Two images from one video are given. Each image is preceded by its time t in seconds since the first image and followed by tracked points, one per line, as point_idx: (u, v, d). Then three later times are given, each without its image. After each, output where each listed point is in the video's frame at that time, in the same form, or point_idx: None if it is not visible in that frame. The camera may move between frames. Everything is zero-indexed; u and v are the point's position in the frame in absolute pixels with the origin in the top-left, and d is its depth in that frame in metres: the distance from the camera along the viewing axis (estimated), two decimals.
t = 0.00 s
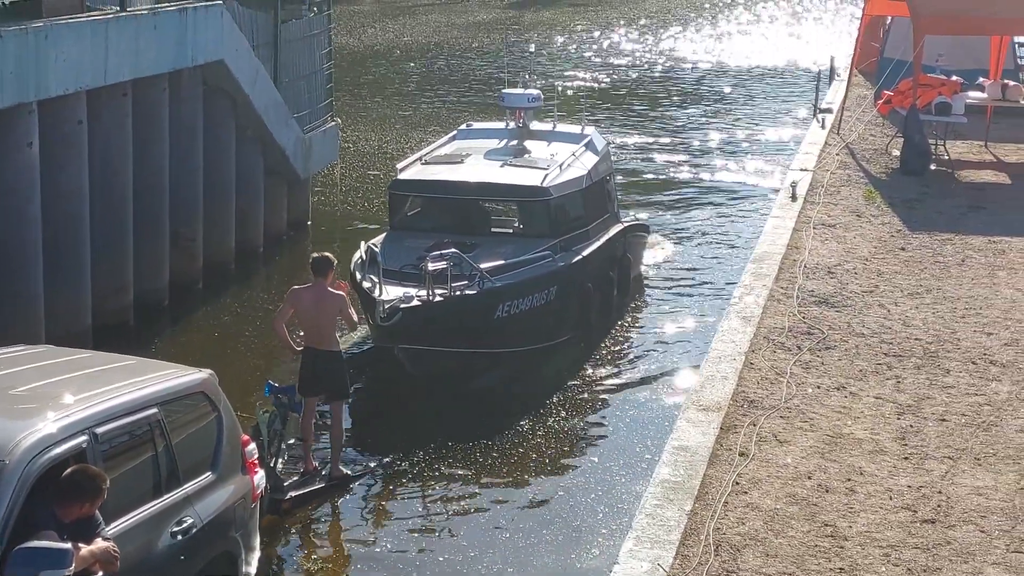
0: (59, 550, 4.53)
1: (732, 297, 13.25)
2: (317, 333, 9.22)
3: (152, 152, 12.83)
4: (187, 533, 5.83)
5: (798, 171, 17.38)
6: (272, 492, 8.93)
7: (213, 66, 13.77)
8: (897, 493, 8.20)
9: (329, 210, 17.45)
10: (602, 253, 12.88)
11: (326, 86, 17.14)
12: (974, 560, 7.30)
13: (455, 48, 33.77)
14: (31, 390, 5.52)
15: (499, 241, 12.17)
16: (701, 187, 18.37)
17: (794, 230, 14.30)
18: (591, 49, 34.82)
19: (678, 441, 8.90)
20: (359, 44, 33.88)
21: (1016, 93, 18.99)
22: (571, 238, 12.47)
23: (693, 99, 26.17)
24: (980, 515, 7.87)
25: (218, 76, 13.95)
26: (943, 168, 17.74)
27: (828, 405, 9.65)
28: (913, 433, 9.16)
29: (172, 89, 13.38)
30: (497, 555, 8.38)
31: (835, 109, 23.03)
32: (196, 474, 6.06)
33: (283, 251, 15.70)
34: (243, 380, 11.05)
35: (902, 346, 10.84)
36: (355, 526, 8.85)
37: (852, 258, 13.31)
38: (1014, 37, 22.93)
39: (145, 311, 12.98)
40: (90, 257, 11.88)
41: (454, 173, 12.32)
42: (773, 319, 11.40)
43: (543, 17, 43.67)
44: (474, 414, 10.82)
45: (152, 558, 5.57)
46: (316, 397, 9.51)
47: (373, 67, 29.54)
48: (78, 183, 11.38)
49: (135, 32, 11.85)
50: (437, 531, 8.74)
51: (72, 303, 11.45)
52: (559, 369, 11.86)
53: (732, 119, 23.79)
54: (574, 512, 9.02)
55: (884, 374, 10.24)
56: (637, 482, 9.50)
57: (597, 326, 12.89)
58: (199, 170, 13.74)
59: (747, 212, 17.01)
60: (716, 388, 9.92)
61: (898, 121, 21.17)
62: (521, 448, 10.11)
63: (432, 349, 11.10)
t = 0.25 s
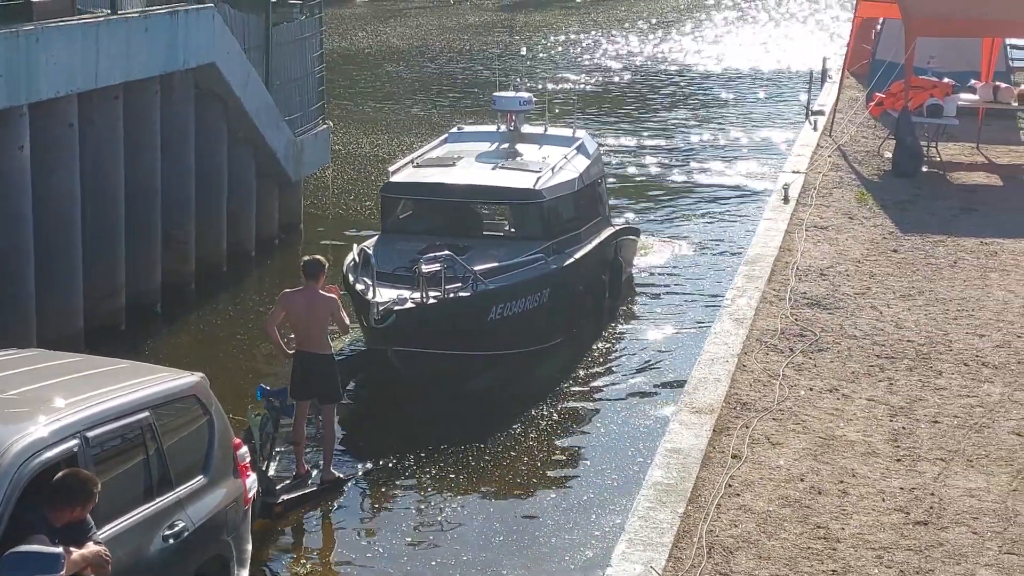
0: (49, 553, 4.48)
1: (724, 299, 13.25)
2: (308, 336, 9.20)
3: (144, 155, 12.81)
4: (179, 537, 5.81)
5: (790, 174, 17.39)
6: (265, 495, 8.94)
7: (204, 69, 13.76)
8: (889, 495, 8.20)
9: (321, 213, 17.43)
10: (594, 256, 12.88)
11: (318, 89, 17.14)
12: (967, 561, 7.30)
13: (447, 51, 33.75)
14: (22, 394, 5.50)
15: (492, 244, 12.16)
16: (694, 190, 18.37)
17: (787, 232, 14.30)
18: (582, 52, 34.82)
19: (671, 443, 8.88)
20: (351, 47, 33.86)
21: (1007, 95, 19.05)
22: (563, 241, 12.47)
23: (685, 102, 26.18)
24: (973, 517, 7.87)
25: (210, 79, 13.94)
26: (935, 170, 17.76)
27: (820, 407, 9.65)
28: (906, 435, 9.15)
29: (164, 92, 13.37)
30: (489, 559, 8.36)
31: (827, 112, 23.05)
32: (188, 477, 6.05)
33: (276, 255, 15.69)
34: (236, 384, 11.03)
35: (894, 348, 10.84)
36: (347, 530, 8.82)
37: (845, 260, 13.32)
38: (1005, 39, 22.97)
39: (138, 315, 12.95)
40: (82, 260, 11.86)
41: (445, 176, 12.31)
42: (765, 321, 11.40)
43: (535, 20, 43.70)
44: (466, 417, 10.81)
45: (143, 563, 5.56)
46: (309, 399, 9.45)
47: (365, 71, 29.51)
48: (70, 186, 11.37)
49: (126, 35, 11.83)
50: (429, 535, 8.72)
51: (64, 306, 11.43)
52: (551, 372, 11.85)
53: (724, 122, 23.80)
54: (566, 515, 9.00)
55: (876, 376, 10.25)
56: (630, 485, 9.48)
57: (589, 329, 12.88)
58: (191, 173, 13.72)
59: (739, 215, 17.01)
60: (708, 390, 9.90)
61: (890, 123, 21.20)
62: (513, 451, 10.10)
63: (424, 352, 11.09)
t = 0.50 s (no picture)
0: (43, 555, 4.49)
1: (719, 300, 13.27)
2: (303, 338, 9.19)
3: (138, 157, 12.80)
4: (174, 539, 5.81)
5: (785, 175, 17.41)
6: (260, 497, 8.94)
7: (198, 71, 13.76)
8: (884, 495, 8.21)
9: (316, 215, 17.43)
10: (588, 257, 12.89)
11: (312, 91, 17.14)
12: (962, 561, 7.31)
13: (440, 52, 33.74)
14: (17, 396, 5.50)
15: (487, 245, 12.16)
16: (688, 191, 18.38)
17: (781, 233, 14.32)
18: (577, 54, 34.82)
19: (665, 444, 8.88)
20: (345, 48, 33.85)
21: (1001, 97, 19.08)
22: (557, 242, 12.48)
23: (679, 103, 26.19)
24: (967, 517, 7.88)
25: (204, 81, 13.94)
26: (929, 171, 17.79)
27: (815, 408, 9.66)
28: (900, 436, 9.17)
29: (158, 94, 13.37)
30: (483, 560, 8.36)
31: (821, 112, 23.08)
32: (183, 480, 6.04)
33: (271, 257, 15.68)
34: (230, 386, 11.03)
35: (889, 348, 10.86)
36: (342, 531, 8.82)
37: (839, 261, 13.33)
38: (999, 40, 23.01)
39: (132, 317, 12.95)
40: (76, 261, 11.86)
41: (440, 177, 12.32)
42: (760, 322, 11.41)
43: (530, 21, 43.71)
44: (461, 418, 10.81)
45: (138, 565, 5.56)
46: (304, 401, 9.45)
47: (359, 73, 29.49)
48: (64, 188, 11.37)
49: (120, 37, 11.83)
50: (424, 536, 8.72)
51: (58, 308, 11.43)
52: (545, 373, 11.85)
53: (718, 123, 23.81)
54: (562, 516, 9.01)
55: (871, 377, 10.26)
56: (624, 486, 9.49)
57: (583, 330, 12.89)
58: (185, 174, 13.72)
59: (734, 216, 17.02)
60: (703, 391, 9.91)
61: (884, 124, 21.23)
62: (507, 453, 10.10)
63: (420, 353, 11.09)
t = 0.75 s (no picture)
0: (37, 557, 4.49)
1: (713, 302, 13.27)
2: (300, 339, 9.19)
3: (132, 159, 12.80)
4: (169, 540, 5.81)
5: (779, 176, 17.43)
6: (255, 498, 8.94)
7: (192, 73, 13.77)
8: (878, 496, 8.21)
9: (311, 217, 17.43)
10: (582, 259, 12.90)
11: (307, 93, 17.15)
12: (956, 562, 7.32)
13: (435, 54, 33.73)
14: (12, 397, 5.50)
15: (482, 247, 12.18)
16: (683, 193, 18.39)
17: (775, 235, 14.33)
18: (572, 56, 34.83)
19: (660, 445, 8.88)
20: (340, 50, 33.85)
21: (994, 99, 18.89)
22: (552, 244, 12.50)
23: (674, 105, 26.21)
24: (961, 518, 7.89)
25: (198, 83, 13.95)
26: (923, 172, 17.82)
27: (809, 409, 9.67)
28: (895, 437, 9.18)
29: (153, 96, 13.37)
30: (478, 562, 8.36)
31: (816, 114, 23.10)
32: (177, 481, 6.04)
33: (266, 259, 15.67)
34: (225, 388, 11.03)
35: (883, 349, 10.87)
36: (337, 533, 8.82)
37: (833, 262, 13.34)
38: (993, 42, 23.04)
39: (127, 319, 12.95)
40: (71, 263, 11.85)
41: (434, 180, 12.33)
42: (754, 323, 11.42)
43: (524, 23, 43.72)
44: (456, 420, 10.81)
45: (133, 566, 5.57)
46: (299, 403, 9.45)
47: (354, 74, 29.48)
48: (59, 190, 11.36)
49: (115, 39, 11.83)
50: (419, 538, 8.72)
51: (53, 310, 11.42)
52: (541, 375, 11.86)
53: (713, 125, 23.83)
54: (557, 518, 9.00)
55: (865, 378, 10.27)
56: (619, 487, 9.50)
57: (577, 332, 12.90)
58: (180, 176, 13.72)
59: (729, 218, 17.04)
60: (698, 393, 9.92)
61: (879, 126, 21.25)
62: (502, 454, 10.10)
63: (415, 355, 11.10)
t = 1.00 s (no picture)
0: (36, 560, 4.51)
1: (710, 302, 13.29)
2: (296, 340, 9.19)
3: (129, 160, 12.81)
4: (166, 542, 5.82)
5: (776, 177, 17.44)
6: (252, 499, 8.96)
7: (189, 74, 13.78)
8: (876, 497, 8.23)
9: (309, 217, 17.44)
10: (579, 260, 12.92)
11: (303, 94, 17.16)
12: (953, 563, 7.33)
13: (432, 55, 33.73)
14: (9, 399, 5.50)
15: (479, 248, 12.19)
16: (680, 193, 18.40)
17: (772, 235, 14.35)
18: (569, 56, 34.84)
19: (657, 446, 8.89)
20: (336, 51, 33.83)
21: (991, 100, 18.92)
22: (549, 244, 12.51)
23: (671, 106, 26.22)
24: (959, 518, 7.90)
25: (195, 84, 13.96)
26: (920, 172, 17.83)
27: (806, 409, 9.67)
28: (892, 438, 9.19)
29: (151, 97, 13.38)
30: (476, 563, 8.37)
31: (813, 114, 23.11)
32: (175, 483, 6.05)
33: (264, 261, 15.67)
34: (223, 390, 11.04)
35: (880, 350, 10.89)
36: (335, 533, 8.83)
37: (830, 263, 13.36)
38: (990, 42, 23.08)
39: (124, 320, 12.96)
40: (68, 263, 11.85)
41: (430, 181, 12.35)
42: (751, 324, 11.44)
43: (520, 23, 43.73)
44: (454, 421, 10.81)
45: (131, 567, 5.57)
46: (296, 404, 9.46)
47: (350, 75, 29.47)
48: (56, 191, 11.37)
49: (112, 40, 11.83)
50: (416, 539, 8.72)
51: (50, 311, 11.43)
52: (538, 376, 11.86)
53: (710, 126, 23.83)
54: (556, 520, 9.00)
55: (862, 379, 10.28)
56: (616, 488, 9.51)
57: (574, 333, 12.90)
58: (177, 177, 13.73)
59: (726, 218, 17.05)
60: (695, 393, 9.93)
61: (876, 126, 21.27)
62: (500, 456, 10.10)
63: (414, 357, 11.11)
